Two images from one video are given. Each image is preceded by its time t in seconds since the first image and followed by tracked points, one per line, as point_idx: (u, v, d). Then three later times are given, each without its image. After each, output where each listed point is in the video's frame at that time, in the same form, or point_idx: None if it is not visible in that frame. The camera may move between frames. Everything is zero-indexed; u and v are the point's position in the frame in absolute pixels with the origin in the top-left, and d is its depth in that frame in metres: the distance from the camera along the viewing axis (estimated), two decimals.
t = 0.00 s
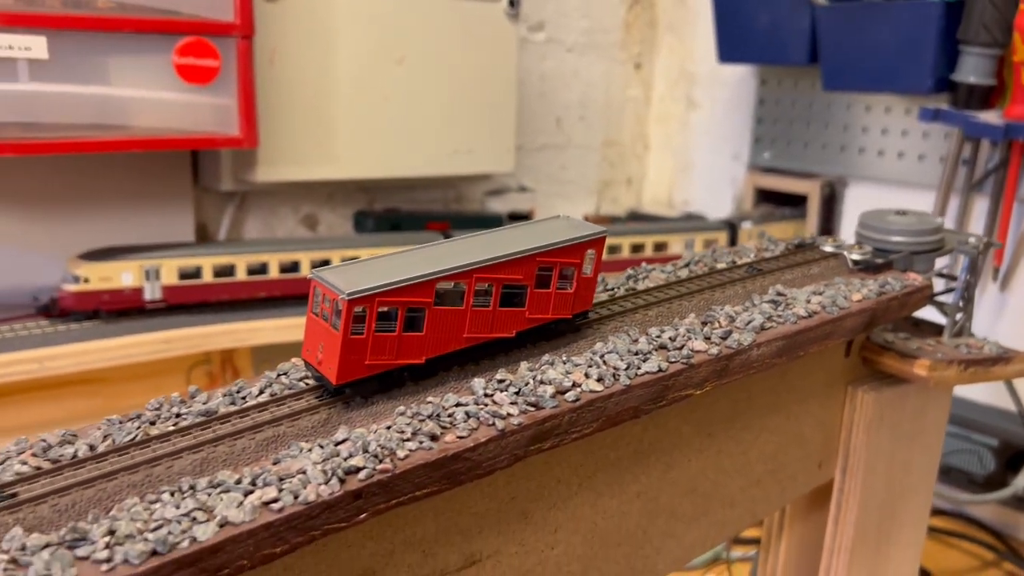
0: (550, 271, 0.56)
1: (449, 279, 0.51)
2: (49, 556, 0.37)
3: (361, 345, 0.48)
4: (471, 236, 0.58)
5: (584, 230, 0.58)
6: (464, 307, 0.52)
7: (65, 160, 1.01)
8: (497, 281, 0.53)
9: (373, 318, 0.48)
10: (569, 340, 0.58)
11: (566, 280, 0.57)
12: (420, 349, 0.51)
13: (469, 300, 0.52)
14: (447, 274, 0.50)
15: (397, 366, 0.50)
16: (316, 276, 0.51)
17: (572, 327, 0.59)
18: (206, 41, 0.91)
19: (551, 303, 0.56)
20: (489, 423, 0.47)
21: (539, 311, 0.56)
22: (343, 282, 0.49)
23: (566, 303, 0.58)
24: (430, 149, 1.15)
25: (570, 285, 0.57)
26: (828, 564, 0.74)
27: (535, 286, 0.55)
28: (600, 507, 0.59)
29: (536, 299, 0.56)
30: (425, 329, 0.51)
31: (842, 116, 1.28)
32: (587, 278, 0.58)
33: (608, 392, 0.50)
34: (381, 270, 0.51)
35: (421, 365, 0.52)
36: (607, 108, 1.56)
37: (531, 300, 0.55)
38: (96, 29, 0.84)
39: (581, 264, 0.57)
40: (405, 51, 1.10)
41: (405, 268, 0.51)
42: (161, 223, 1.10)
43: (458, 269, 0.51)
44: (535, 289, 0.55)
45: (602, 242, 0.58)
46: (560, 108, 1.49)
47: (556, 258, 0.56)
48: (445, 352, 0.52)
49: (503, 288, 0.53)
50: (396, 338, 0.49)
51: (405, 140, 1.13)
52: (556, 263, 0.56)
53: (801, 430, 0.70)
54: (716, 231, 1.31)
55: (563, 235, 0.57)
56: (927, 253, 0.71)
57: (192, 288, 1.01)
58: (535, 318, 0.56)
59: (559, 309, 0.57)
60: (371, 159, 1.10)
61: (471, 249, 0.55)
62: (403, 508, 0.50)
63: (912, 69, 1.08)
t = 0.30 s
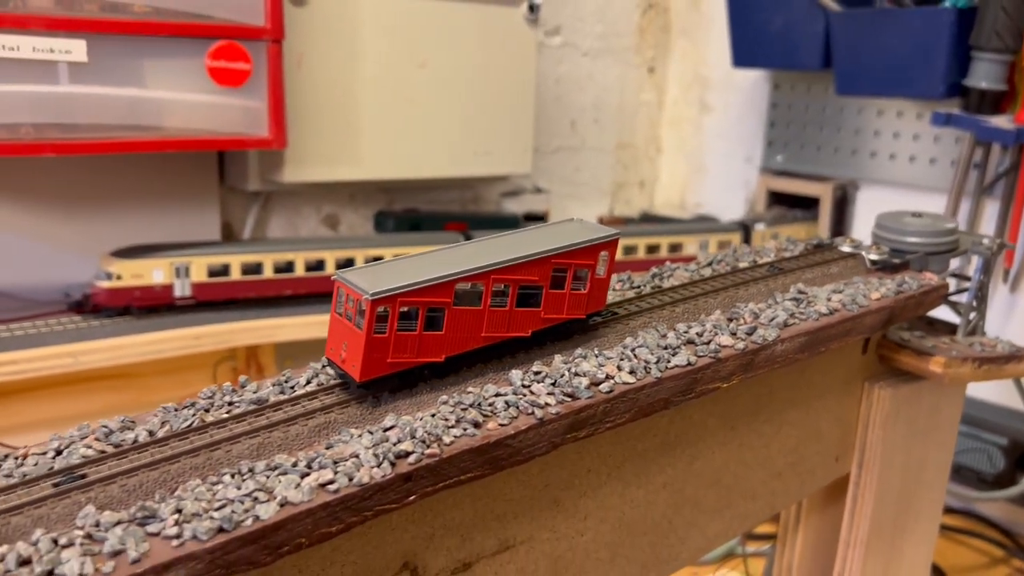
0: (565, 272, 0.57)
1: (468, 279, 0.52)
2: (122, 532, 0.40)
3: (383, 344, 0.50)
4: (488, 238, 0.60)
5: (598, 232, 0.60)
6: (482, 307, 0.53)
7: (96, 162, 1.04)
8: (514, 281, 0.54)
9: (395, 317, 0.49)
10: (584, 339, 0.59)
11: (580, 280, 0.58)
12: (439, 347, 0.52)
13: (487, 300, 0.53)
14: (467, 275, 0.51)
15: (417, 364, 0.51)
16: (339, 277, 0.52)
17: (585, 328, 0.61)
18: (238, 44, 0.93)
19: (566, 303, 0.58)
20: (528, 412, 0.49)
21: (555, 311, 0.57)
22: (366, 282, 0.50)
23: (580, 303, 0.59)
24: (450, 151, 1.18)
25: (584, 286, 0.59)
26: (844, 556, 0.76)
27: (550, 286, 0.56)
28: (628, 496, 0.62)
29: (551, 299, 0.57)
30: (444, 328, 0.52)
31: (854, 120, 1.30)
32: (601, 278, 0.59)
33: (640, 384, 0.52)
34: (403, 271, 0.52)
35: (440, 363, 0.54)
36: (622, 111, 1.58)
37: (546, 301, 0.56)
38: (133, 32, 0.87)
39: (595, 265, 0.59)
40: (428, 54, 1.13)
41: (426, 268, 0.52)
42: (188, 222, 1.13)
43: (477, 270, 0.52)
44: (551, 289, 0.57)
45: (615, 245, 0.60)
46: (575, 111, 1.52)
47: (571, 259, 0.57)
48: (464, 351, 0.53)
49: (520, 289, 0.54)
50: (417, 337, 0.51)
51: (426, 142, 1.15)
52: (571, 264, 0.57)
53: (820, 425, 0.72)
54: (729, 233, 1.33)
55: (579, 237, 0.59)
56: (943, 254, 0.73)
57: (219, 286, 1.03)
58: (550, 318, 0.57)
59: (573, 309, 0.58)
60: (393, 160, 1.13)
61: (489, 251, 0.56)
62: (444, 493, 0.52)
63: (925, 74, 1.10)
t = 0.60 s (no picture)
0: (567, 273, 0.57)
1: (471, 280, 0.53)
2: (166, 514, 0.41)
3: (387, 344, 0.50)
4: (491, 239, 0.60)
5: (601, 234, 0.60)
6: (485, 308, 0.54)
7: (116, 161, 1.06)
8: (516, 283, 0.54)
9: (399, 318, 0.50)
10: (586, 340, 0.60)
11: (582, 282, 0.59)
12: (443, 347, 0.53)
13: (490, 301, 0.54)
14: (470, 276, 0.52)
15: (421, 363, 0.52)
16: (344, 277, 0.53)
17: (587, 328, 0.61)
18: (260, 46, 0.95)
19: (568, 304, 0.58)
20: (552, 403, 0.51)
21: (557, 311, 0.58)
22: (372, 283, 0.51)
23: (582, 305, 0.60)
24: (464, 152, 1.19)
25: (587, 287, 0.59)
26: (855, 550, 0.78)
27: (553, 287, 0.57)
28: (646, 489, 0.63)
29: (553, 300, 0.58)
30: (448, 328, 0.53)
31: (864, 122, 1.31)
32: (603, 279, 0.60)
33: (660, 377, 0.53)
34: (408, 272, 0.53)
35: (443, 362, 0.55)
36: (633, 113, 1.60)
37: (549, 301, 0.57)
38: (159, 33, 0.88)
39: (597, 267, 0.59)
40: (443, 56, 1.14)
41: (431, 270, 0.53)
42: (208, 220, 1.15)
43: (481, 271, 0.52)
44: (553, 291, 0.57)
45: (617, 246, 0.60)
46: (587, 112, 1.53)
47: (574, 261, 0.57)
48: (466, 351, 0.54)
49: (523, 290, 0.55)
50: (421, 337, 0.51)
51: (441, 143, 1.17)
52: (573, 266, 0.58)
53: (832, 421, 0.74)
54: (740, 233, 1.35)
55: (583, 238, 0.59)
56: (954, 254, 0.74)
57: (239, 283, 1.05)
58: (552, 319, 0.58)
59: (575, 310, 0.59)
60: (409, 160, 1.14)
61: (492, 252, 0.57)
62: (469, 482, 0.54)
63: (935, 77, 1.12)
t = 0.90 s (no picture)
0: (571, 276, 0.59)
1: (478, 283, 0.54)
2: (218, 496, 0.44)
3: (397, 343, 0.52)
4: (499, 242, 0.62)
5: (605, 238, 0.62)
6: (491, 310, 0.55)
7: (141, 162, 1.09)
8: (522, 285, 0.56)
9: (408, 319, 0.52)
10: (589, 341, 0.62)
11: (586, 284, 0.60)
12: (451, 347, 0.55)
13: (497, 303, 0.55)
14: (477, 279, 0.54)
15: (429, 362, 0.54)
16: (357, 279, 0.55)
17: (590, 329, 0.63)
18: (286, 50, 0.98)
19: (572, 306, 0.60)
20: (579, 395, 0.53)
21: (561, 313, 0.60)
22: (383, 285, 0.52)
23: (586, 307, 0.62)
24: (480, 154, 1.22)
25: (590, 289, 0.61)
26: (865, 542, 0.80)
27: (557, 290, 0.59)
28: (665, 479, 0.65)
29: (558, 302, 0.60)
30: (455, 329, 0.54)
31: (874, 125, 1.33)
32: (606, 283, 0.62)
33: (681, 370, 0.56)
34: (418, 274, 0.55)
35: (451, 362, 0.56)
36: (645, 116, 1.62)
37: (553, 304, 0.59)
38: (189, 38, 0.91)
39: (601, 270, 0.61)
40: (461, 60, 1.17)
41: (440, 272, 0.55)
42: (232, 220, 1.17)
43: (487, 274, 0.54)
44: (558, 293, 0.59)
45: (621, 249, 0.62)
46: (600, 115, 1.56)
47: (578, 264, 0.59)
48: (473, 351, 0.56)
49: (528, 292, 0.57)
50: (430, 337, 0.53)
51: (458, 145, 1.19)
52: (577, 269, 0.59)
53: (844, 416, 0.76)
54: (751, 235, 1.37)
55: (588, 242, 0.61)
56: (964, 254, 0.76)
57: (263, 281, 1.08)
58: (557, 320, 0.59)
59: (579, 312, 0.61)
60: (427, 162, 1.17)
61: (499, 255, 0.58)
62: (496, 470, 0.56)
63: (944, 81, 1.14)
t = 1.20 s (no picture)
0: (580, 267, 0.60)
1: (488, 273, 0.55)
2: (268, 468, 0.45)
3: (410, 331, 0.53)
4: (510, 236, 0.63)
5: (614, 230, 0.63)
6: (502, 299, 0.56)
7: (168, 154, 1.11)
8: (532, 276, 0.57)
9: (421, 307, 0.53)
10: (598, 331, 0.63)
11: (594, 276, 0.62)
12: (463, 335, 0.56)
13: (507, 293, 0.57)
14: (488, 269, 0.55)
15: (441, 351, 0.55)
16: (370, 269, 0.56)
17: (599, 319, 0.64)
18: (312, 46, 1.00)
19: (581, 297, 0.61)
20: (609, 375, 0.55)
21: (570, 304, 0.61)
22: (396, 275, 0.54)
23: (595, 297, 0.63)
24: (499, 149, 1.23)
25: (599, 281, 0.62)
26: (882, 528, 0.81)
27: (567, 280, 0.60)
28: (688, 463, 0.67)
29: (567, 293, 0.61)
30: (467, 318, 0.55)
31: (887, 121, 1.34)
32: (614, 274, 0.63)
33: (708, 353, 0.57)
34: (430, 265, 0.56)
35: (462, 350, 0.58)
36: (659, 114, 1.64)
37: (563, 294, 0.60)
38: (218, 33, 0.93)
39: (610, 261, 0.62)
40: (481, 57, 1.19)
41: (452, 263, 0.56)
42: (255, 213, 1.20)
43: (498, 264, 0.55)
44: (567, 284, 0.60)
45: (630, 241, 0.63)
46: (615, 112, 1.57)
47: (587, 255, 0.60)
48: (484, 339, 0.57)
49: (538, 282, 0.58)
50: (442, 326, 0.54)
51: (477, 140, 1.21)
52: (586, 260, 0.60)
53: (863, 402, 0.77)
54: (766, 230, 1.39)
55: (597, 234, 0.62)
56: (979, 245, 0.78)
57: (288, 273, 1.11)
58: (566, 311, 0.61)
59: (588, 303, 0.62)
60: (447, 157, 1.19)
61: (509, 248, 0.59)
62: (527, 449, 0.58)
63: (959, 78, 1.15)
